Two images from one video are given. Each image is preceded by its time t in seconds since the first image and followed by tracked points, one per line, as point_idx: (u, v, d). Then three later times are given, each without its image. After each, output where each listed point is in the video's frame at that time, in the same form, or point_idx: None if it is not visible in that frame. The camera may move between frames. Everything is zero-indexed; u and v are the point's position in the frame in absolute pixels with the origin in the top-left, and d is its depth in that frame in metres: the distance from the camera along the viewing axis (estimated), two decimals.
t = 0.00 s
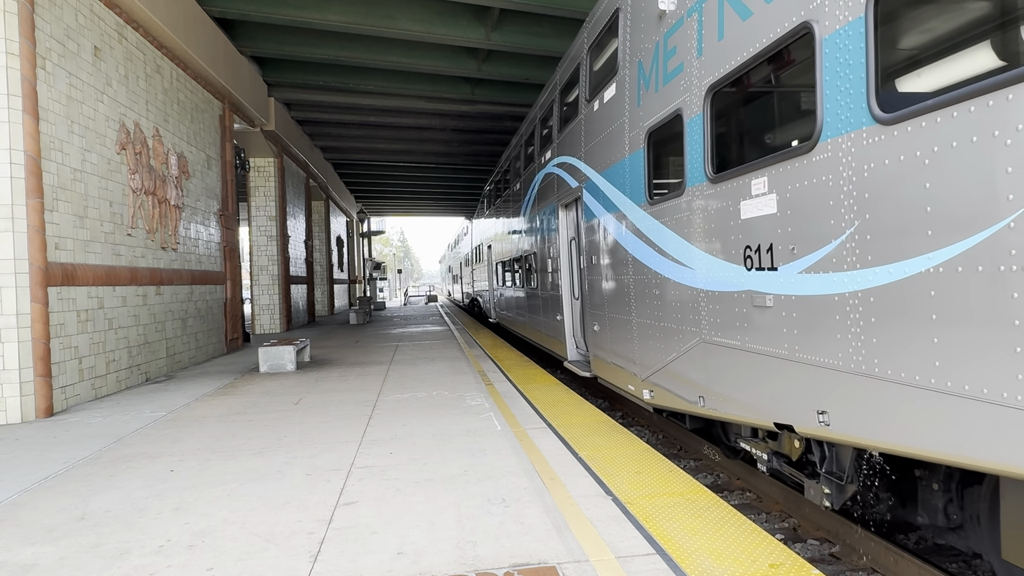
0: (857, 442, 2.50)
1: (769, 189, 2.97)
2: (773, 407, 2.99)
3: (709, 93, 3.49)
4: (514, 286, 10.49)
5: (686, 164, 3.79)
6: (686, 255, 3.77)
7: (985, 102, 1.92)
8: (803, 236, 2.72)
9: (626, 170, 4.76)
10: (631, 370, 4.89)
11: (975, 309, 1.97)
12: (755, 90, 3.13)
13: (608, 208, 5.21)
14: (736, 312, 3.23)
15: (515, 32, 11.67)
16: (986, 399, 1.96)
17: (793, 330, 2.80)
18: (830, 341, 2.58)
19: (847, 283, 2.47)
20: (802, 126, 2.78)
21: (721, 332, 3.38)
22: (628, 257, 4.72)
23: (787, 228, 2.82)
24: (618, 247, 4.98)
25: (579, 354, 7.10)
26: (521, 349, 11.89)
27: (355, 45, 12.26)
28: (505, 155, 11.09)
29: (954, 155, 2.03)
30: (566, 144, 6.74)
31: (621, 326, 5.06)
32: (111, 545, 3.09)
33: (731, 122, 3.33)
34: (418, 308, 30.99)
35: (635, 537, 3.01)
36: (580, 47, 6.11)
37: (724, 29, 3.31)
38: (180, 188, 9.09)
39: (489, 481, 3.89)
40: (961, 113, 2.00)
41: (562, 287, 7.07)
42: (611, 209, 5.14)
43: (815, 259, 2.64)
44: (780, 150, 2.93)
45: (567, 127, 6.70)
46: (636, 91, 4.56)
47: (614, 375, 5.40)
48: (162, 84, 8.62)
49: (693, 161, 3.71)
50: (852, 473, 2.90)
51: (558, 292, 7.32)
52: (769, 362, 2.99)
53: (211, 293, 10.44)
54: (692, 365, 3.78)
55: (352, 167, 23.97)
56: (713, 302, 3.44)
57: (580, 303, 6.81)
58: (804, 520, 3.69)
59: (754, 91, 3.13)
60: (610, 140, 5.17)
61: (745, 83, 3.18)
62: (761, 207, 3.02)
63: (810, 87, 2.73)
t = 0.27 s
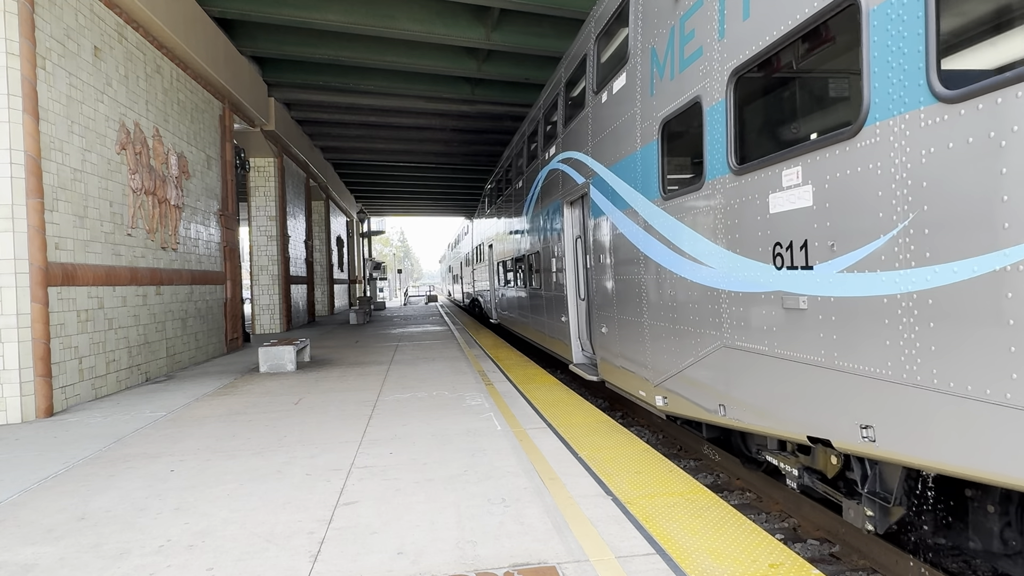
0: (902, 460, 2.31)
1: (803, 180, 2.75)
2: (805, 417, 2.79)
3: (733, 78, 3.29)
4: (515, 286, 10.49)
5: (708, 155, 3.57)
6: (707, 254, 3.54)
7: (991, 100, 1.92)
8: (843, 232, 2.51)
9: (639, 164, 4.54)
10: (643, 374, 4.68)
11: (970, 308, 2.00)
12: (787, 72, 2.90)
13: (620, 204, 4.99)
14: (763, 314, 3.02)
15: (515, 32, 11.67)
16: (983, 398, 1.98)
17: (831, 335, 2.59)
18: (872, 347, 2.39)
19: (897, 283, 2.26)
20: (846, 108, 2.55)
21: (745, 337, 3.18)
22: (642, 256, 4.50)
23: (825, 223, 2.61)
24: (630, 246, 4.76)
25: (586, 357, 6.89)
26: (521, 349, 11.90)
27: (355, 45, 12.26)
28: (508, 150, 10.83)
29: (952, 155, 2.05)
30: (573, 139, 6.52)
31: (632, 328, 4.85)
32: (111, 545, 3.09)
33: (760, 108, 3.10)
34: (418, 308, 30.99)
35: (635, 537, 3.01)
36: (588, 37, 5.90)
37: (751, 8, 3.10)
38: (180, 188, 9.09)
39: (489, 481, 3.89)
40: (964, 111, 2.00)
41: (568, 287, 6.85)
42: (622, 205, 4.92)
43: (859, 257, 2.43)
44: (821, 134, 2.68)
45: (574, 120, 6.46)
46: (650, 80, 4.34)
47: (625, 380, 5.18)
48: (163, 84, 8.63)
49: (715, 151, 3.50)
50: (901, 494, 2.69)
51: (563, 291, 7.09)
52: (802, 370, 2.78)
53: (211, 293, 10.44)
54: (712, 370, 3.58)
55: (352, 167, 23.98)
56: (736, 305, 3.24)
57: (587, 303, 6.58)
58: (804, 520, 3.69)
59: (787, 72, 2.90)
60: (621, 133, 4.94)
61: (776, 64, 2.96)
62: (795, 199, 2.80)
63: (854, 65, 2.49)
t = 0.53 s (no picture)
0: (960, 482, 2.10)
1: (844, 168, 2.51)
2: (843, 431, 2.58)
3: (759, 60, 3.03)
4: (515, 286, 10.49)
5: (729, 146, 3.33)
6: (728, 252, 3.30)
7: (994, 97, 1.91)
8: (891, 226, 2.29)
9: (650, 157, 4.30)
10: (654, 381, 4.43)
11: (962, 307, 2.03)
12: (821, 53, 2.68)
13: (628, 200, 4.74)
14: (795, 318, 2.81)
15: (515, 32, 11.67)
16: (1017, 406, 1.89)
17: (876, 342, 2.37)
18: (924, 357, 2.18)
19: (961, 283, 2.02)
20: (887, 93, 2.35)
21: (774, 342, 2.96)
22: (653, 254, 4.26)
23: (869, 218, 2.38)
24: (640, 244, 4.52)
25: (592, 360, 6.60)
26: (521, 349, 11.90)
27: (355, 45, 12.26)
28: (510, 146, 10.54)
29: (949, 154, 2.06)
30: (577, 133, 6.27)
31: (643, 332, 4.60)
32: (111, 545, 3.09)
33: (788, 93, 2.88)
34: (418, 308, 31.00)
35: (635, 538, 3.01)
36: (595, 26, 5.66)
37: None
38: (180, 188, 9.09)
39: (489, 481, 3.89)
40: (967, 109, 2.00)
41: (573, 287, 6.57)
42: (631, 202, 4.66)
43: (910, 255, 2.21)
44: (859, 121, 2.47)
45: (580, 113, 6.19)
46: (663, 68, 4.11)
47: (634, 386, 4.92)
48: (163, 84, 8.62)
49: (738, 142, 3.25)
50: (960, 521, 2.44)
51: (568, 292, 6.82)
52: (842, 380, 2.56)
53: (211, 293, 10.44)
54: (733, 378, 3.34)
55: (352, 167, 23.98)
56: (764, 308, 3.01)
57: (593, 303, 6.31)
58: (804, 520, 3.69)
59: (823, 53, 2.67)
60: (630, 126, 4.70)
61: (811, 44, 2.71)
62: (833, 191, 2.56)
63: (904, 43, 2.27)
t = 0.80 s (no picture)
0: None
1: (892, 156, 2.27)
2: (888, 448, 2.35)
3: (789, 41, 2.79)
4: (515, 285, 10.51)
5: (753, 135, 3.10)
6: (752, 250, 3.07)
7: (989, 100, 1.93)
8: (949, 219, 2.07)
9: (664, 149, 4.06)
10: (667, 386, 4.19)
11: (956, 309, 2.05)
12: (859, 32, 2.48)
13: (639, 195, 4.50)
14: (830, 321, 2.58)
15: (515, 32, 11.67)
16: None
17: (930, 349, 2.14)
18: (988, 369, 1.96)
19: None
20: (914, 83, 2.25)
21: (806, 348, 2.73)
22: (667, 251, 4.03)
23: (924, 210, 2.15)
24: (652, 241, 4.28)
25: (599, 363, 6.40)
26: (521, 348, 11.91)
27: (355, 45, 12.26)
28: (513, 142, 10.30)
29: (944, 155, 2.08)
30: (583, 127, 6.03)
31: (654, 334, 4.37)
32: (111, 545, 3.09)
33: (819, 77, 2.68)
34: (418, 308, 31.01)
35: (635, 537, 3.01)
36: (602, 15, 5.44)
37: None
38: (180, 188, 9.09)
39: (489, 481, 3.89)
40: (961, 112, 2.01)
41: (579, 287, 6.36)
42: (642, 197, 4.43)
43: (973, 252, 1.99)
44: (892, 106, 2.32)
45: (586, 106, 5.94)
46: (678, 53, 3.86)
47: (645, 391, 4.68)
48: (162, 84, 8.62)
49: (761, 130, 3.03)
50: None
51: (574, 291, 6.61)
52: (885, 390, 2.34)
53: (211, 293, 10.44)
54: (757, 386, 3.11)
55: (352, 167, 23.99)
56: (795, 311, 2.78)
57: (601, 304, 6.09)
58: (804, 520, 3.69)
59: (861, 32, 2.48)
60: (641, 117, 4.46)
61: (851, 19, 2.48)
62: (879, 180, 2.33)
63: (943, 22, 2.16)
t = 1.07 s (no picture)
0: None
1: (948, 142, 2.11)
2: (939, 464, 2.21)
3: (823, 20, 2.64)
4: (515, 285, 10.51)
5: (782, 122, 2.94)
6: (782, 250, 2.91)
7: (992, 101, 1.97)
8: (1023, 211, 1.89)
9: (680, 143, 3.90)
10: (682, 392, 4.03)
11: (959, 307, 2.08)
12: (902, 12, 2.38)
13: (651, 191, 4.34)
14: (872, 325, 2.44)
15: (515, 32, 11.66)
16: None
17: (996, 358, 1.98)
18: None
19: None
20: (942, 71, 2.22)
21: (843, 355, 2.58)
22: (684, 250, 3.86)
23: (990, 200, 1.98)
24: (666, 240, 4.12)
25: (605, 367, 6.24)
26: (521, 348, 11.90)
27: (355, 45, 12.26)
28: (515, 137, 10.10)
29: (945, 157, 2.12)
30: (591, 120, 5.86)
31: (668, 336, 4.21)
32: (111, 545, 3.08)
33: (852, 58, 2.55)
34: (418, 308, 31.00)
35: (635, 537, 3.01)
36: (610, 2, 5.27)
37: None
38: (179, 188, 9.08)
39: (489, 481, 3.89)
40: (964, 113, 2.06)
41: (585, 288, 6.19)
42: (655, 192, 4.27)
43: None
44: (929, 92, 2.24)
45: (594, 98, 5.75)
46: (696, 39, 3.69)
47: (656, 396, 4.51)
48: (162, 84, 8.62)
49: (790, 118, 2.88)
50: None
51: (580, 292, 6.43)
52: (942, 405, 2.17)
53: (211, 293, 10.44)
54: (783, 394, 2.96)
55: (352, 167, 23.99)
56: (831, 313, 2.64)
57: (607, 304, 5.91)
58: (804, 521, 3.69)
59: (901, 11, 2.38)
60: (654, 110, 4.29)
61: None
62: (933, 168, 2.16)
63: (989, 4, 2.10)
